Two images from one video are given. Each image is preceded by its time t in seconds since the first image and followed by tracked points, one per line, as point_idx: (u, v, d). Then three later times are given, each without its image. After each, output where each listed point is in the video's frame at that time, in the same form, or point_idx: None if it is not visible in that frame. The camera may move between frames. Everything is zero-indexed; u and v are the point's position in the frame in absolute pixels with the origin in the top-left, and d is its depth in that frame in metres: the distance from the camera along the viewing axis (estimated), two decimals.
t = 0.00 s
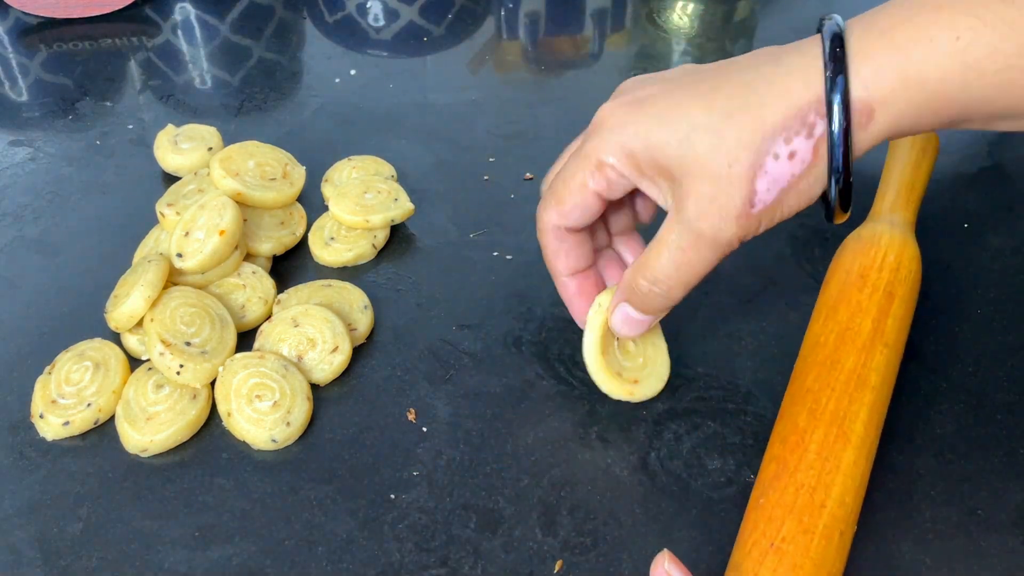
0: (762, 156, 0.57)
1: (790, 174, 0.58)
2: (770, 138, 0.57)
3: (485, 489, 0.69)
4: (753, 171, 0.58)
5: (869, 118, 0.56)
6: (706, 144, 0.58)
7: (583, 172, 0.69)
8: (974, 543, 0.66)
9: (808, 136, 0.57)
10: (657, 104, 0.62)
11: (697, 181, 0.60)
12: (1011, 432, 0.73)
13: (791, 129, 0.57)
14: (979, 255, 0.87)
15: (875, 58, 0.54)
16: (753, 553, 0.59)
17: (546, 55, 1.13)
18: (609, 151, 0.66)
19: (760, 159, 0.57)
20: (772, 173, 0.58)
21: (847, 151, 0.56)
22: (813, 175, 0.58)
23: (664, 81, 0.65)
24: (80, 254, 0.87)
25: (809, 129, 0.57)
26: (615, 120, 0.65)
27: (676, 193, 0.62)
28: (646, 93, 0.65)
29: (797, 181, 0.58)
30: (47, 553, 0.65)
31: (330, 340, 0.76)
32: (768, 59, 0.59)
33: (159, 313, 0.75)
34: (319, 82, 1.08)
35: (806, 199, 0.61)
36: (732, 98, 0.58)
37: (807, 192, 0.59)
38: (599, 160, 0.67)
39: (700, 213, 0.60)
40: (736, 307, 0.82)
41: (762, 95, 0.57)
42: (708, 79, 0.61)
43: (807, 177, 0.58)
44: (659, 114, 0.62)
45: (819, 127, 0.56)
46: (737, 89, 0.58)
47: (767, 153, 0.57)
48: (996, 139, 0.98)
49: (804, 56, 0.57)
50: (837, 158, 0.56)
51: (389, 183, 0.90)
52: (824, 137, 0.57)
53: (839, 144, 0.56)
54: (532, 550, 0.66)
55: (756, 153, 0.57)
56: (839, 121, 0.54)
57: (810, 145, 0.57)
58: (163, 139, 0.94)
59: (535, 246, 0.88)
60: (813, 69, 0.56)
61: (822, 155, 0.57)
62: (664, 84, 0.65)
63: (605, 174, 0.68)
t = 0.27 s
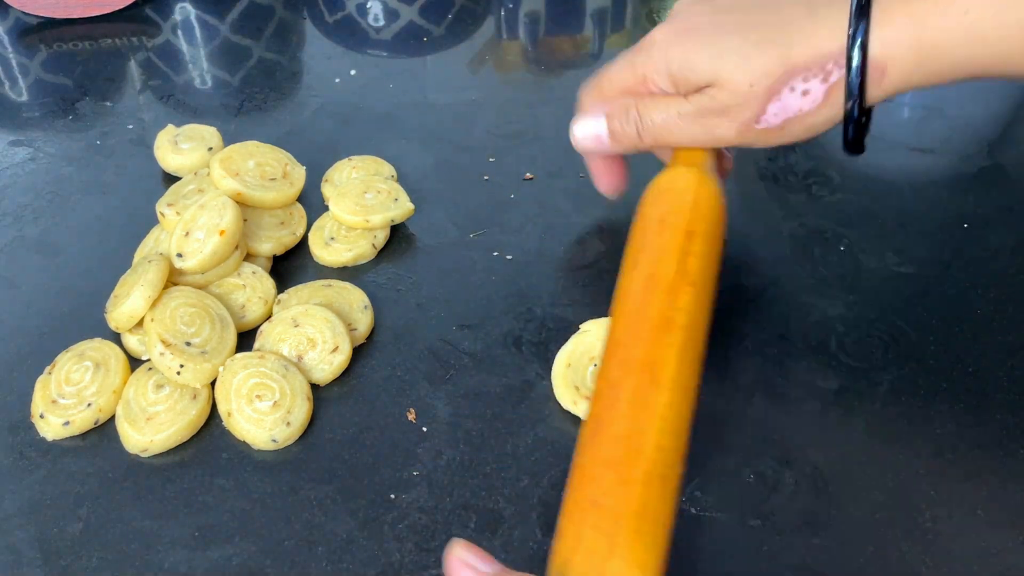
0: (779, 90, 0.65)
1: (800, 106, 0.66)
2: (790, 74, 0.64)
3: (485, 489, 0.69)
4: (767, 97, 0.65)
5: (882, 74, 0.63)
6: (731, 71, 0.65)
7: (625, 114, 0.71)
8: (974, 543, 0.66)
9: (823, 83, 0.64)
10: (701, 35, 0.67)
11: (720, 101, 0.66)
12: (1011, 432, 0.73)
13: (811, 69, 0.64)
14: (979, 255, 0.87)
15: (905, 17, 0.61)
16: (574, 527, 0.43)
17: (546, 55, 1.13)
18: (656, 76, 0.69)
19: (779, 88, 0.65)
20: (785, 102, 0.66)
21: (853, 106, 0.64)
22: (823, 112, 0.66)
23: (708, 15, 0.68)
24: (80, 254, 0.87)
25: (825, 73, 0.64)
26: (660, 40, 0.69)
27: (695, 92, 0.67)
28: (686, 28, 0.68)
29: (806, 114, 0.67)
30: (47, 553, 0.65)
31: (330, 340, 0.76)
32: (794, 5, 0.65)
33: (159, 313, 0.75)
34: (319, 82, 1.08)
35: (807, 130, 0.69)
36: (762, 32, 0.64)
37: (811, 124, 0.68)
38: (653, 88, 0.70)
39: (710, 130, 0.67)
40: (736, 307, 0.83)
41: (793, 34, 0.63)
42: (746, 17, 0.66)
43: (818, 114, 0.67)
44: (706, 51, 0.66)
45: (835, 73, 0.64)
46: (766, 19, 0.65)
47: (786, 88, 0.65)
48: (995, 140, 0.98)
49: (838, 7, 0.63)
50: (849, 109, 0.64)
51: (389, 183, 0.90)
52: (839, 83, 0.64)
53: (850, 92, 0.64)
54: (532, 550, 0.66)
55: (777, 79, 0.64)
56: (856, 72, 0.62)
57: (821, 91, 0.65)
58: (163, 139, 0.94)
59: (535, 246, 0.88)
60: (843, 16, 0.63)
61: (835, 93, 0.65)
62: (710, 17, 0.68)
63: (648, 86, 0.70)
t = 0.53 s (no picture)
0: (710, 150, 0.79)
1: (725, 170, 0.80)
2: (730, 141, 0.78)
3: (485, 489, 0.69)
4: (700, 152, 0.80)
5: (803, 149, 0.76)
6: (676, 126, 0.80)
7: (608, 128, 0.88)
8: (973, 543, 0.66)
9: (748, 151, 0.78)
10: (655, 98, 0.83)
11: (654, 145, 0.82)
12: (1011, 432, 0.73)
13: (745, 139, 0.78)
14: (979, 255, 0.87)
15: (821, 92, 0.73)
16: (541, 523, 0.58)
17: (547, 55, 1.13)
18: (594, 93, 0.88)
19: (711, 148, 0.79)
20: (713, 166, 0.80)
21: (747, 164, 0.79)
22: (745, 178, 0.81)
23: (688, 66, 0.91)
24: (79, 254, 0.87)
25: (751, 144, 0.78)
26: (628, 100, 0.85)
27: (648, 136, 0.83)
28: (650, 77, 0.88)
29: (731, 178, 0.81)
30: (47, 553, 0.65)
31: (330, 339, 0.76)
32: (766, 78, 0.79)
33: (159, 313, 0.75)
34: (319, 82, 1.08)
35: (736, 192, 0.83)
36: (704, 101, 0.79)
37: (735, 186, 0.82)
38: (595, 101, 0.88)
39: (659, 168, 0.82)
40: (736, 307, 0.83)
41: (733, 109, 0.77)
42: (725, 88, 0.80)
43: (741, 178, 0.81)
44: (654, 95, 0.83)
45: (759, 145, 0.78)
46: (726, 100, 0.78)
47: (716, 152, 0.79)
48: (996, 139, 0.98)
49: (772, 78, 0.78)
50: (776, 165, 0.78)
51: (389, 183, 0.90)
52: (762, 154, 0.78)
53: (776, 160, 0.78)
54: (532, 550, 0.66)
55: (709, 140, 0.79)
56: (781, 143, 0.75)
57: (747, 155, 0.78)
58: (163, 139, 0.94)
59: (535, 246, 0.88)
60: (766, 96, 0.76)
61: (756, 167, 0.79)
62: (665, 79, 0.87)
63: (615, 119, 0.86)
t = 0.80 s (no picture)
0: (793, 176, 0.81)
1: (806, 200, 0.82)
2: (808, 168, 0.81)
3: (485, 489, 0.69)
4: (784, 177, 0.82)
5: (881, 179, 0.79)
6: (760, 149, 0.82)
7: (659, 137, 0.88)
8: (974, 543, 0.66)
9: (831, 181, 0.81)
10: (741, 125, 0.84)
11: (734, 163, 0.83)
12: (1011, 432, 0.73)
13: (834, 168, 0.80)
14: (979, 255, 0.87)
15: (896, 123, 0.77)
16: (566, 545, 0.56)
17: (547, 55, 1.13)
18: (663, 113, 0.88)
19: (793, 177, 0.81)
20: (796, 193, 0.82)
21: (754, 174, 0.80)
22: (827, 207, 0.82)
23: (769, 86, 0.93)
24: (79, 254, 0.87)
25: (834, 175, 0.80)
26: (705, 124, 0.86)
27: (717, 156, 0.84)
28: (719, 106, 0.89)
29: (812, 206, 0.83)
30: (47, 553, 0.65)
31: (330, 339, 0.76)
32: (840, 107, 0.83)
33: (159, 313, 0.75)
34: (319, 82, 1.08)
35: (819, 219, 0.84)
36: (785, 128, 0.82)
37: (810, 214, 0.84)
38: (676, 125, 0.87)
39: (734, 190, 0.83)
40: (736, 307, 0.83)
41: (824, 134, 0.80)
42: (795, 119, 0.83)
43: (825, 206, 0.82)
44: (729, 121, 0.85)
45: (842, 175, 0.80)
46: (801, 126, 0.82)
47: (799, 179, 0.81)
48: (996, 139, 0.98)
49: (844, 112, 0.82)
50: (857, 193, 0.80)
51: (389, 183, 0.90)
52: (845, 185, 0.80)
53: (858, 186, 0.79)
54: (532, 550, 0.66)
55: (791, 166, 0.81)
56: (862, 174, 0.78)
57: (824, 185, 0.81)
58: (163, 139, 0.94)
59: (535, 246, 0.88)
60: (847, 129, 0.80)
61: (836, 199, 0.81)
62: (738, 104, 0.89)
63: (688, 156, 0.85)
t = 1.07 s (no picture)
0: (763, 272, 0.57)
1: (788, 280, 0.59)
2: (778, 247, 0.56)
3: (485, 489, 0.69)
4: (755, 279, 0.58)
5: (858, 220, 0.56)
6: (721, 259, 0.57)
7: (522, 275, 0.67)
8: (973, 543, 0.66)
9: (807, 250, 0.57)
10: (655, 211, 0.59)
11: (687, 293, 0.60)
12: (1011, 432, 0.73)
13: (792, 245, 0.56)
14: (978, 255, 0.87)
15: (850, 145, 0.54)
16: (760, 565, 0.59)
17: (547, 55, 1.13)
18: (608, 231, 0.61)
19: (762, 272, 0.57)
20: (772, 280, 0.58)
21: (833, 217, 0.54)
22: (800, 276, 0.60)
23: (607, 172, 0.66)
24: (79, 253, 0.87)
25: (807, 242, 0.56)
26: (618, 228, 0.60)
27: (681, 291, 0.60)
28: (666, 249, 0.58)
29: (794, 282, 0.59)
30: (48, 553, 0.65)
31: (330, 339, 0.76)
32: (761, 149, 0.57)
33: (159, 313, 0.75)
34: (319, 82, 1.08)
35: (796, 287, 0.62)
36: (716, 198, 0.57)
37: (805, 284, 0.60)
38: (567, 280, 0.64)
39: (702, 315, 0.60)
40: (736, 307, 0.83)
41: (754, 194, 0.56)
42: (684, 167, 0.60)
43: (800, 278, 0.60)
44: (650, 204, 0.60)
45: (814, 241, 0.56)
46: (739, 180, 0.57)
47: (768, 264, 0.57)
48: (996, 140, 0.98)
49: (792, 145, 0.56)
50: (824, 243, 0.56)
51: (389, 183, 0.90)
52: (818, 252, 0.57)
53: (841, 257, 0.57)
54: (531, 550, 0.66)
55: (756, 271, 0.57)
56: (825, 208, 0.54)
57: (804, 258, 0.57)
58: (163, 139, 0.94)
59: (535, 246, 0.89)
60: (798, 164, 0.55)
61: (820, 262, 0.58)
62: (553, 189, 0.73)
63: (597, 282, 0.63)
